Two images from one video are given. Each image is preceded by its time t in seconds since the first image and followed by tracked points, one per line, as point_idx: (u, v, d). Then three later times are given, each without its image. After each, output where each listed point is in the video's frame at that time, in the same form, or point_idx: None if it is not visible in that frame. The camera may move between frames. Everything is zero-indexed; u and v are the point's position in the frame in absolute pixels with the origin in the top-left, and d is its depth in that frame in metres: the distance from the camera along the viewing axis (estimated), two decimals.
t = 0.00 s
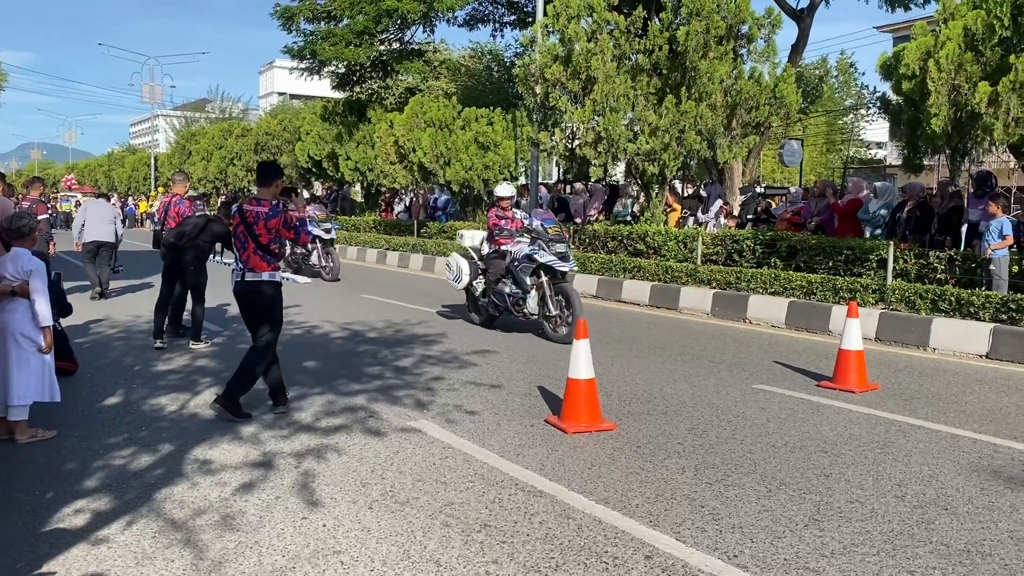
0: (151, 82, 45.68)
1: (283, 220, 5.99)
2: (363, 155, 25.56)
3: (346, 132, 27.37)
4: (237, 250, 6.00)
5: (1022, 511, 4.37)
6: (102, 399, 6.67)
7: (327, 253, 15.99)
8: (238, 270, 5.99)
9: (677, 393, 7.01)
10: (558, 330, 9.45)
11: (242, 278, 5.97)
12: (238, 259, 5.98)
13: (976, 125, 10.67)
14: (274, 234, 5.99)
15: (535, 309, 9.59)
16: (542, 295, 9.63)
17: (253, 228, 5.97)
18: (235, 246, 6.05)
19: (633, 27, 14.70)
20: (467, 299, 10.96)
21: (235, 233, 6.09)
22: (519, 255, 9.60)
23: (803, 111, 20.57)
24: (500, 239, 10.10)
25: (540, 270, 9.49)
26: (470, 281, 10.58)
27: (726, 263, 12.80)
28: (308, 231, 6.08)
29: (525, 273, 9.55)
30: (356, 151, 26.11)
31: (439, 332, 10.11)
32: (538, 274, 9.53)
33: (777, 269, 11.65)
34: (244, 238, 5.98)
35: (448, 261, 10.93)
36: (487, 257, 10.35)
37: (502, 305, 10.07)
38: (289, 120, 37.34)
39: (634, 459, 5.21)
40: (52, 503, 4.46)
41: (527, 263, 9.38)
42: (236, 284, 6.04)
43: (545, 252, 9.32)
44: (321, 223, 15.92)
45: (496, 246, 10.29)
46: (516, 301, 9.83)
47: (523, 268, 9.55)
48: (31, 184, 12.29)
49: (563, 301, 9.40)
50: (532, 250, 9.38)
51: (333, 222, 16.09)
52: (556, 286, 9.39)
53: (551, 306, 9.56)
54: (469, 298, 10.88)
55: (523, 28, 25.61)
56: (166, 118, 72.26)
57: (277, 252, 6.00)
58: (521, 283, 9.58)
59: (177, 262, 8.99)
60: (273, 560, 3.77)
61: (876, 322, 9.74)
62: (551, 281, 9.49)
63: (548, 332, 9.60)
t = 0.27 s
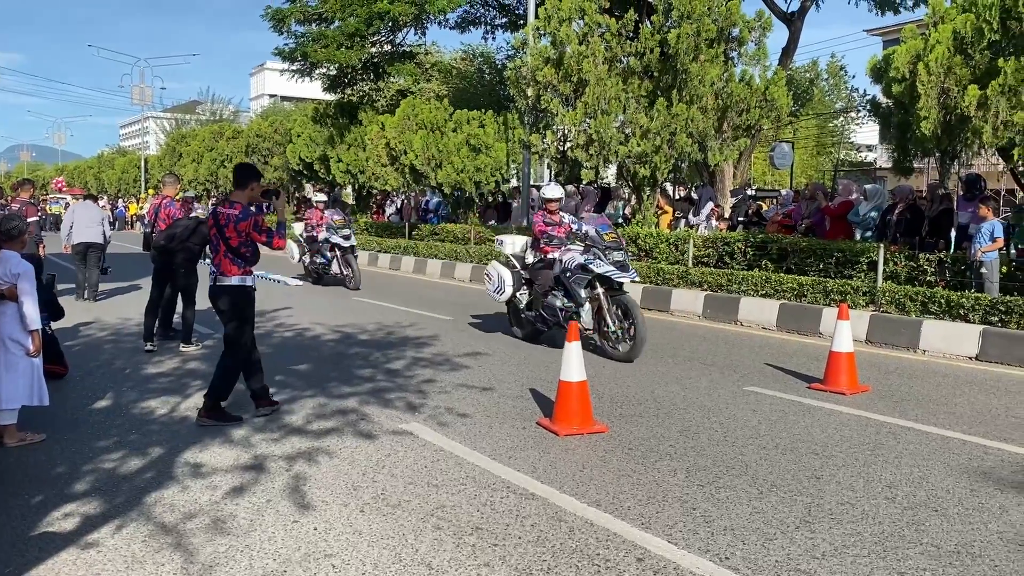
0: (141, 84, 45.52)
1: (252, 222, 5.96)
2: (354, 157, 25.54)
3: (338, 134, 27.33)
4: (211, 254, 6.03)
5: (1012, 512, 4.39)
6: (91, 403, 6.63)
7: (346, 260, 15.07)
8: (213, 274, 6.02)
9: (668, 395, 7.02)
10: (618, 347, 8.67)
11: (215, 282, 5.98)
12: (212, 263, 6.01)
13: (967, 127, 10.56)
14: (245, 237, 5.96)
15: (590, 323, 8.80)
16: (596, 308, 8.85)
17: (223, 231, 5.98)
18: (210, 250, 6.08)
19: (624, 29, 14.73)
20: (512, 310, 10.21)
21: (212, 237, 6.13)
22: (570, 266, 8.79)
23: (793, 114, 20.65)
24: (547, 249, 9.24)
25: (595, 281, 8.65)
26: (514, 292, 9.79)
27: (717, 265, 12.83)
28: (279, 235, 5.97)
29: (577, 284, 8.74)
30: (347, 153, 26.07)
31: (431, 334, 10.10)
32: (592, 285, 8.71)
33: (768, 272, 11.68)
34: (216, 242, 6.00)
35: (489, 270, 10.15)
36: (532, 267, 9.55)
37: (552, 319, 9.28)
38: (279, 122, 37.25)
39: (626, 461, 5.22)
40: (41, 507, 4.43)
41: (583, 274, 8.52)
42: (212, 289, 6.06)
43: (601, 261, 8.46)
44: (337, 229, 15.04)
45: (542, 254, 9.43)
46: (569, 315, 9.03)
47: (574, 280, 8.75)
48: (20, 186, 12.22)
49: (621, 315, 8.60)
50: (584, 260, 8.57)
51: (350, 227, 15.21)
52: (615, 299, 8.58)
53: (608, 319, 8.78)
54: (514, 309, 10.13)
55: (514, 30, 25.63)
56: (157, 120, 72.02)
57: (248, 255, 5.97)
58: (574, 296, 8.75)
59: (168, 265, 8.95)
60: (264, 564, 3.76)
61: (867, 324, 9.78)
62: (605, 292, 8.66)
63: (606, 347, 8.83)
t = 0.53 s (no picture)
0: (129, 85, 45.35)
1: (219, 222, 5.85)
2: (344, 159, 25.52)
3: (328, 136, 27.29)
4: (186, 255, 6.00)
5: (999, 513, 4.42)
6: (79, 406, 6.59)
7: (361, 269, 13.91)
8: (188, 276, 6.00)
9: (658, 397, 7.03)
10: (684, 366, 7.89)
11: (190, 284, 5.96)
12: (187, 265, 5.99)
13: (954, 130, 10.57)
14: (213, 237, 5.88)
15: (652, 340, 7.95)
16: (659, 323, 7.97)
17: (194, 232, 5.92)
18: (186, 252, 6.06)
19: (614, 32, 14.76)
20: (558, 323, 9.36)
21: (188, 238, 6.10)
22: (629, 275, 7.96)
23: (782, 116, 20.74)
24: (598, 255, 8.49)
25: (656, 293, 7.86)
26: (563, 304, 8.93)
27: (707, 267, 12.87)
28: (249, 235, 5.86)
29: (637, 296, 7.89)
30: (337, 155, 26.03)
31: (421, 336, 10.09)
32: (652, 297, 7.91)
33: (758, 274, 11.73)
34: (188, 243, 5.96)
35: (534, 282, 9.30)
36: (583, 277, 8.69)
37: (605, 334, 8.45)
38: (269, 124, 37.15)
39: (616, 463, 5.22)
40: (28, 511, 4.40)
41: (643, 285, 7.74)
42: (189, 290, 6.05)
43: (663, 269, 7.64)
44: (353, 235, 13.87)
45: (593, 263, 8.66)
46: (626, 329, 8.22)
47: (634, 292, 7.90)
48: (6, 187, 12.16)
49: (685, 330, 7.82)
50: (645, 269, 7.74)
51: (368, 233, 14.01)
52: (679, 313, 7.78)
53: (671, 334, 7.92)
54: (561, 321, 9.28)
55: (504, 32, 25.64)
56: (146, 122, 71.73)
57: (218, 255, 5.88)
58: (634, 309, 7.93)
59: (156, 267, 8.92)
60: (253, 567, 3.74)
61: (855, 326, 9.82)
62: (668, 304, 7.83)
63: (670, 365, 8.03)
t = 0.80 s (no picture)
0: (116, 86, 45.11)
1: (183, 222, 5.79)
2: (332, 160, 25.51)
3: (316, 138, 27.24)
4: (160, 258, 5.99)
5: (984, 513, 4.45)
6: (65, 408, 6.55)
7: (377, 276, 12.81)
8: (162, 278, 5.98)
9: (646, 398, 7.06)
10: (757, 390, 6.87)
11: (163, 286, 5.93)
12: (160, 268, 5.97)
13: (939, 133, 10.61)
14: (179, 238, 5.81)
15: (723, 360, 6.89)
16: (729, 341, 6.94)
17: (162, 234, 5.89)
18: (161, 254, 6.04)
19: (602, 35, 14.79)
20: (610, 338, 8.33)
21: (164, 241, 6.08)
22: (694, 287, 6.92)
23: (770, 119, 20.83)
24: (657, 265, 7.44)
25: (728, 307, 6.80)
26: (616, 318, 7.88)
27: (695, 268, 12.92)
28: (217, 236, 5.78)
29: (705, 311, 6.85)
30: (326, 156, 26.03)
31: (410, 338, 10.08)
32: (722, 312, 6.87)
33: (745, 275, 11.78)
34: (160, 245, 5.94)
35: (581, 292, 8.26)
36: (639, 289, 7.66)
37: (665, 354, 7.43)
38: (257, 125, 37.03)
39: (604, 464, 5.23)
40: (13, 514, 4.38)
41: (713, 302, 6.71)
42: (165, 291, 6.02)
43: (736, 280, 6.60)
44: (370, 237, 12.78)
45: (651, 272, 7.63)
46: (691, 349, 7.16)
47: (701, 306, 6.86)
48: None
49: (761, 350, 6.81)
50: (714, 279, 6.70)
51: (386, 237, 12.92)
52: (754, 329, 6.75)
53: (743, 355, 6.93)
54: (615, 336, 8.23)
55: (493, 34, 25.66)
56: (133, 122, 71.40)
57: (186, 256, 5.81)
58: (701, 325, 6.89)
59: (143, 269, 8.86)
60: (240, 570, 3.73)
61: (842, 327, 9.87)
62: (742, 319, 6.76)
63: (742, 389, 6.99)
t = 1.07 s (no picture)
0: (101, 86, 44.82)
1: (145, 222, 5.75)
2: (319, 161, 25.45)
3: (303, 138, 27.16)
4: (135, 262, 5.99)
5: (968, 514, 4.49)
6: (49, 410, 6.50)
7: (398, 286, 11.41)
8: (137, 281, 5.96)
9: (633, 399, 7.08)
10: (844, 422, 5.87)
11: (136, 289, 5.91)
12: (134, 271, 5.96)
13: (923, 137, 10.71)
14: (143, 239, 5.77)
15: (804, 385, 5.89)
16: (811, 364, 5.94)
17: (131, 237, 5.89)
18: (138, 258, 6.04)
19: (590, 37, 14.82)
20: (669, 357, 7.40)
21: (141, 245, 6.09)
22: (770, 301, 5.98)
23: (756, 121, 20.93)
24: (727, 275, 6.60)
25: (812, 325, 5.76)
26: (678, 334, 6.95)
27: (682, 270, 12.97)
28: (178, 236, 5.79)
29: (785, 329, 5.90)
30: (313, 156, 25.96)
31: (397, 339, 10.06)
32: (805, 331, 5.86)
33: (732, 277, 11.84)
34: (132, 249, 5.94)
35: (639, 302, 7.33)
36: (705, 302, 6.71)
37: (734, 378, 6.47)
38: (243, 125, 36.87)
39: (591, 465, 5.25)
40: None
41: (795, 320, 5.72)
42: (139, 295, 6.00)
43: (821, 294, 5.60)
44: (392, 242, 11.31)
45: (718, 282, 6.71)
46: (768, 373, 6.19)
47: (779, 324, 5.89)
48: None
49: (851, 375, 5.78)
50: (795, 293, 5.74)
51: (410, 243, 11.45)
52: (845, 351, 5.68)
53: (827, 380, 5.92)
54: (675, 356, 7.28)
55: (480, 35, 25.66)
56: (118, 122, 70.94)
57: (150, 256, 5.75)
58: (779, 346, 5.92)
59: (127, 270, 8.81)
60: (226, 572, 3.71)
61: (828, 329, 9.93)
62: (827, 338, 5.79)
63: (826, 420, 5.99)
